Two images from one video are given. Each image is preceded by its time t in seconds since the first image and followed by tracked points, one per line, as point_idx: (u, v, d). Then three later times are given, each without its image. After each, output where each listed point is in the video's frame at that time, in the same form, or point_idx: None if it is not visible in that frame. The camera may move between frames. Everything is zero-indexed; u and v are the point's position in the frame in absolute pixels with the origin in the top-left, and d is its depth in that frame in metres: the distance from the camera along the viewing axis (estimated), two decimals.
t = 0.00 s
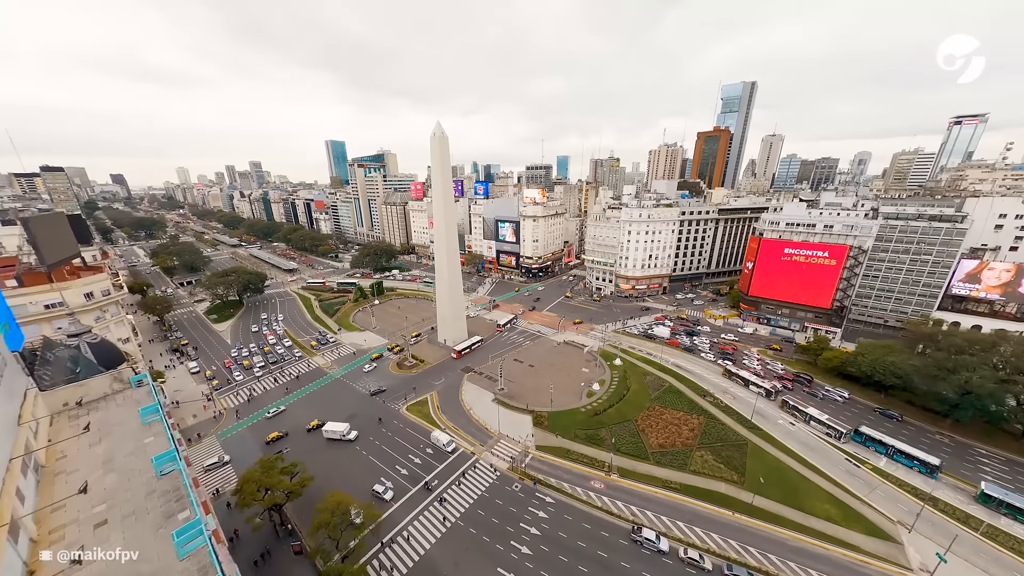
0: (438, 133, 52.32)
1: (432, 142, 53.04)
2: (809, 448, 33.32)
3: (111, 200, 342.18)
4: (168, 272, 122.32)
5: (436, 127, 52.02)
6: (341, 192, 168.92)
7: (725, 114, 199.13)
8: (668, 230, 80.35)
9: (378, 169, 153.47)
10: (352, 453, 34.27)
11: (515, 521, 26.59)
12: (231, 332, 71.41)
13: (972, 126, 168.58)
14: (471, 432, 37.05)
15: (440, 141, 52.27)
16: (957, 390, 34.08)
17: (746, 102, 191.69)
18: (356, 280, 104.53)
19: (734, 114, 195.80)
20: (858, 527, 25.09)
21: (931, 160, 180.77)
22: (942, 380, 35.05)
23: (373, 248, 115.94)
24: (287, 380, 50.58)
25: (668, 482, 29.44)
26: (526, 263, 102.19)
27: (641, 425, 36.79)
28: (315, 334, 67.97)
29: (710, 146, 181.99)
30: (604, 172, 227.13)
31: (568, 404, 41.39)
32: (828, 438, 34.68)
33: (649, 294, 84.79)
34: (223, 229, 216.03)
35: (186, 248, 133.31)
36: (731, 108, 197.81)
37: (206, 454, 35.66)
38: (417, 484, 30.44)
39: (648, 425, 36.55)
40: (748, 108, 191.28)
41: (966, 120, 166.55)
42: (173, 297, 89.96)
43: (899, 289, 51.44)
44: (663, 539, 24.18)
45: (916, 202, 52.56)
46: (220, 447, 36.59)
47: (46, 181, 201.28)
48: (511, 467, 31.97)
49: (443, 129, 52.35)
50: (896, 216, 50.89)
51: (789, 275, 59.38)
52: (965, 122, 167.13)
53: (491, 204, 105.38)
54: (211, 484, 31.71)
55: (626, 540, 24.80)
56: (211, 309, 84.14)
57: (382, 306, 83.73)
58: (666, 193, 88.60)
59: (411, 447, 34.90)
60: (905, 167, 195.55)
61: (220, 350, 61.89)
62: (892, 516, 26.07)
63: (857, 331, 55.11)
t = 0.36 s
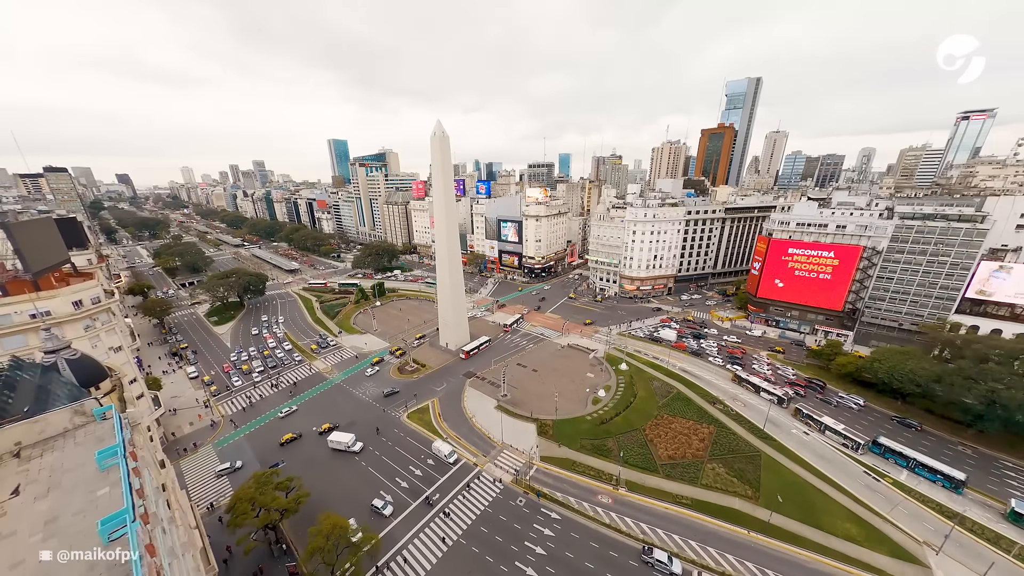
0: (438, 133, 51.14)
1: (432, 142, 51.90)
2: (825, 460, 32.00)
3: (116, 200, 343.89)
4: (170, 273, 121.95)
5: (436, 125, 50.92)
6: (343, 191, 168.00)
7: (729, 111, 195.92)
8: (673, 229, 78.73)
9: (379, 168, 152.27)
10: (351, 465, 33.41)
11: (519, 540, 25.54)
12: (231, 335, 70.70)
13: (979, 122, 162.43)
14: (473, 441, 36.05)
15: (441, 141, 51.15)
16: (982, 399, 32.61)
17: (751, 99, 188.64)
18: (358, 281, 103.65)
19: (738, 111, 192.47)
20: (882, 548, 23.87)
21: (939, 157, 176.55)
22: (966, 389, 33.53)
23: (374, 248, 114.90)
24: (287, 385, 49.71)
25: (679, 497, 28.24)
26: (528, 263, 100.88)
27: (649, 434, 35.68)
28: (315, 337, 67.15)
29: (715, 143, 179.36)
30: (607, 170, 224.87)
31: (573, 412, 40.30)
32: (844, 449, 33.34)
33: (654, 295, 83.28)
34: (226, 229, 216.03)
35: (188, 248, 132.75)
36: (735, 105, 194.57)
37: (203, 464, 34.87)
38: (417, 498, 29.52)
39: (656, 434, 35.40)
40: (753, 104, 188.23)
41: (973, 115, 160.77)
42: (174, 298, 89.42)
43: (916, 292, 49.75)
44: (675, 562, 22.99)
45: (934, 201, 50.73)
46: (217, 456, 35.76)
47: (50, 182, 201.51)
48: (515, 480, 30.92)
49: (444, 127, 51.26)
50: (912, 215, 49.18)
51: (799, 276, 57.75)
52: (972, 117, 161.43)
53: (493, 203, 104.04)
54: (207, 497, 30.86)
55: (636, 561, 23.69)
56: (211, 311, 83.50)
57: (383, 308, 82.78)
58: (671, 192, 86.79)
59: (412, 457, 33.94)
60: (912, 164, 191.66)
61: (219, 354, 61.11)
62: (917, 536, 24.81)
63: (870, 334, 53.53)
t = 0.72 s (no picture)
0: (438, 133, 49.87)
1: (433, 142, 50.68)
2: (845, 475, 30.52)
3: (121, 200, 345.29)
4: (173, 274, 121.53)
5: (437, 125, 49.68)
6: (345, 191, 167.20)
7: (734, 109, 193.03)
8: (680, 230, 77.02)
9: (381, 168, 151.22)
10: (351, 478, 32.41)
11: (526, 562, 24.45)
12: (231, 339, 69.82)
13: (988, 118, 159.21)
14: (477, 453, 34.92)
15: (442, 141, 49.99)
16: (1014, 411, 31.01)
17: (757, 96, 185.67)
18: (360, 282, 102.74)
19: (743, 108, 189.51)
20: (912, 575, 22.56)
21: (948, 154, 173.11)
22: (995, 401, 31.91)
23: (376, 249, 113.84)
24: (285, 392, 48.66)
25: (694, 516, 26.97)
26: (532, 264, 99.44)
27: (659, 446, 34.36)
28: (315, 341, 66.14)
29: (720, 141, 176.69)
30: (610, 169, 222.83)
31: (579, 421, 39.03)
32: (865, 462, 31.90)
33: (660, 297, 81.70)
34: (230, 229, 216.27)
35: (190, 249, 132.40)
36: (740, 102, 191.61)
37: (199, 476, 33.94)
38: (419, 515, 28.49)
39: (667, 446, 34.08)
40: (759, 101, 185.27)
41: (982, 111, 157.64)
42: (176, 300, 88.84)
43: (935, 296, 48.17)
44: None
45: (955, 201, 48.44)
46: (214, 468, 34.82)
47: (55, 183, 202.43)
48: (520, 496, 29.78)
49: (445, 126, 50.01)
50: (932, 216, 47.12)
51: (812, 279, 55.95)
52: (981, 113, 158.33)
53: (496, 203, 102.63)
54: (202, 512, 29.95)
55: None
56: (212, 313, 82.76)
57: (385, 310, 81.75)
58: (677, 191, 84.87)
59: (413, 471, 32.87)
60: (920, 161, 188.24)
61: (218, 359, 60.15)
62: (947, 561, 23.50)
63: (886, 339, 51.87)
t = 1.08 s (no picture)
0: (440, 133, 48.51)
1: (434, 142, 49.36)
2: (870, 494, 28.94)
3: (128, 201, 348.88)
4: (175, 276, 121.10)
5: (439, 125, 48.29)
6: (347, 192, 166.37)
7: (738, 108, 190.63)
8: (687, 232, 75.24)
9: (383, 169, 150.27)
10: (349, 495, 31.25)
11: None
12: (231, 343, 68.81)
13: (996, 116, 156.71)
14: (480, 467, 33.59)
15: (443, 141, 48.67)
16: None
17: (762, 94, 183.13)
18: (361, 284, 101.67)
19: (748, 107, 187.14)
20: None
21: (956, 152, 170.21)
22: None
23: (377, 251, 112.72)
24: (285, 400, 47.63)
25: (710, 540, 25.52)
26: (535, 266, 97.97)
27: (671, 461, 32.81)
28: (315, 345, 64.97)
29: (725, 141, 174.38)
30: (613, 169, 221.01)
31: (587, 433, 37.61)
32: (889, 480, 30.29)
33: (667, 300, 79.99)
34: (233, 230, 216.35)
35: (192, 250, 131.88)
36: (745, 101, 189.17)
37: (193, 490, 32.87)
38: (419, 535, 27.28)
39: (680, 462, 32.54)
40: (764, 100, 182.77)
41: (989, 109, 155.26)
42: (177, 303, 88.08)
43: (957, 301, 46.37)
44: None
45: (977, 203, 46.82)
46: (208, 482, 33.67)
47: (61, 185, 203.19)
48: (525, 515, 28.46)
49: (446, 127, 48.62)
50: (954, 218, 45.39)
51: (826, 283, 54.14)
52: (988, 112, 155.90)
53: (498, 204, 101.19)
54: (195, 529, 28.93)
55: None
56: (212, 316, 81.81)
57: (386, 313, 80.58)
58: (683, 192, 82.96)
59: (414, 486, 31.72)
60: (927, 160, 185.47)
61: (216, 364, 59.09)
62: None
63: (904, 345, 50.05)
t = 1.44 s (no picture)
0: (442, 134, 47.01)
1: (436, 143, 47.89)
2: (899, 518, 27.23)
3: (132, 202, 349.37)
4: (177, 279, 120.23)
5: (441, 126, 46.88)
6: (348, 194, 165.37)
7: (743, 107, 188.29)
8: (694, 234, 73.36)
9: (385, 171, 149.03)
10: (346, 515, 29.84)
11: None
12: (229, 349, 67.43)
13: (1005, 114, 153.90)
14: (483, 485, 32.10)
15: (446, 142, 47.22)
16: None
17: (768, 94, 180.69)
18: (362, 287, 100.42)
19: (753, 107, 184.81)
20: None
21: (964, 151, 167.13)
22: None
23: (379, 253, 111.39)
24: (282, 409, 46.29)
25: (731, 570, 23.87)
26: (538, 269, 96.35)
27: (686, 480, 31.12)
28: (315, 352, 63.60)
29: (730, 141, 172.09)
30: (616, 169, 219.11)
31: (595, 447, 36.03)
32: (919, 502, 28.59)
33: (673, 304, 78.18)
34: (236, 231, 215.83)
35: (193, 253, 131.04)
36: (750, 101, 186.89)
37: (184, 508, 31.57)
38: (419, 562, 25.83)
39: (695, 481, 30.83)
40: (769, 99, 180.35)
41: (997, 107, 152.49)
42: (176, 307, 86.96)
43: (981, 308, 44.48)
44: None
45: (1003, 205, 44.78)
46: (200, 500, 32.28)
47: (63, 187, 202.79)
48: (531, 540, 26.89)
49: (449, 128, 47.20)
50: (979, 222, 43.32)
51: (842, 288, 52.23)
52: (996, 110, 153.03)
53: (501, 206, 99.69)
54: (187, 553, 27.73)
55: None
56: (211, 320, 80.66)
57: (387, 317, 79.17)
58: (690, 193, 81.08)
59: (414, 506, 30.32)
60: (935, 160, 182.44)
61: (213, 372, 57.83)
62: None
63: (925, 353, 48.12)
